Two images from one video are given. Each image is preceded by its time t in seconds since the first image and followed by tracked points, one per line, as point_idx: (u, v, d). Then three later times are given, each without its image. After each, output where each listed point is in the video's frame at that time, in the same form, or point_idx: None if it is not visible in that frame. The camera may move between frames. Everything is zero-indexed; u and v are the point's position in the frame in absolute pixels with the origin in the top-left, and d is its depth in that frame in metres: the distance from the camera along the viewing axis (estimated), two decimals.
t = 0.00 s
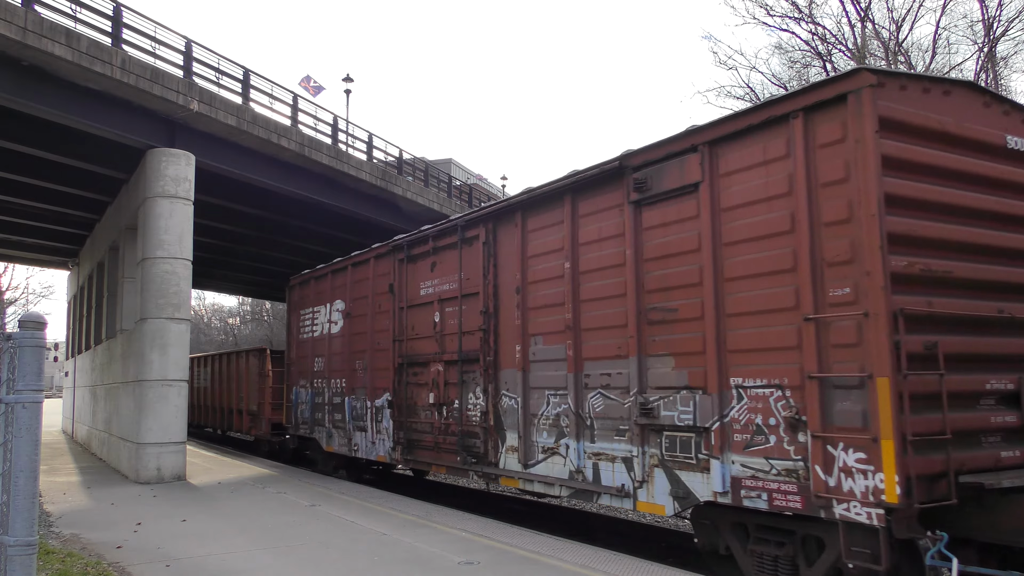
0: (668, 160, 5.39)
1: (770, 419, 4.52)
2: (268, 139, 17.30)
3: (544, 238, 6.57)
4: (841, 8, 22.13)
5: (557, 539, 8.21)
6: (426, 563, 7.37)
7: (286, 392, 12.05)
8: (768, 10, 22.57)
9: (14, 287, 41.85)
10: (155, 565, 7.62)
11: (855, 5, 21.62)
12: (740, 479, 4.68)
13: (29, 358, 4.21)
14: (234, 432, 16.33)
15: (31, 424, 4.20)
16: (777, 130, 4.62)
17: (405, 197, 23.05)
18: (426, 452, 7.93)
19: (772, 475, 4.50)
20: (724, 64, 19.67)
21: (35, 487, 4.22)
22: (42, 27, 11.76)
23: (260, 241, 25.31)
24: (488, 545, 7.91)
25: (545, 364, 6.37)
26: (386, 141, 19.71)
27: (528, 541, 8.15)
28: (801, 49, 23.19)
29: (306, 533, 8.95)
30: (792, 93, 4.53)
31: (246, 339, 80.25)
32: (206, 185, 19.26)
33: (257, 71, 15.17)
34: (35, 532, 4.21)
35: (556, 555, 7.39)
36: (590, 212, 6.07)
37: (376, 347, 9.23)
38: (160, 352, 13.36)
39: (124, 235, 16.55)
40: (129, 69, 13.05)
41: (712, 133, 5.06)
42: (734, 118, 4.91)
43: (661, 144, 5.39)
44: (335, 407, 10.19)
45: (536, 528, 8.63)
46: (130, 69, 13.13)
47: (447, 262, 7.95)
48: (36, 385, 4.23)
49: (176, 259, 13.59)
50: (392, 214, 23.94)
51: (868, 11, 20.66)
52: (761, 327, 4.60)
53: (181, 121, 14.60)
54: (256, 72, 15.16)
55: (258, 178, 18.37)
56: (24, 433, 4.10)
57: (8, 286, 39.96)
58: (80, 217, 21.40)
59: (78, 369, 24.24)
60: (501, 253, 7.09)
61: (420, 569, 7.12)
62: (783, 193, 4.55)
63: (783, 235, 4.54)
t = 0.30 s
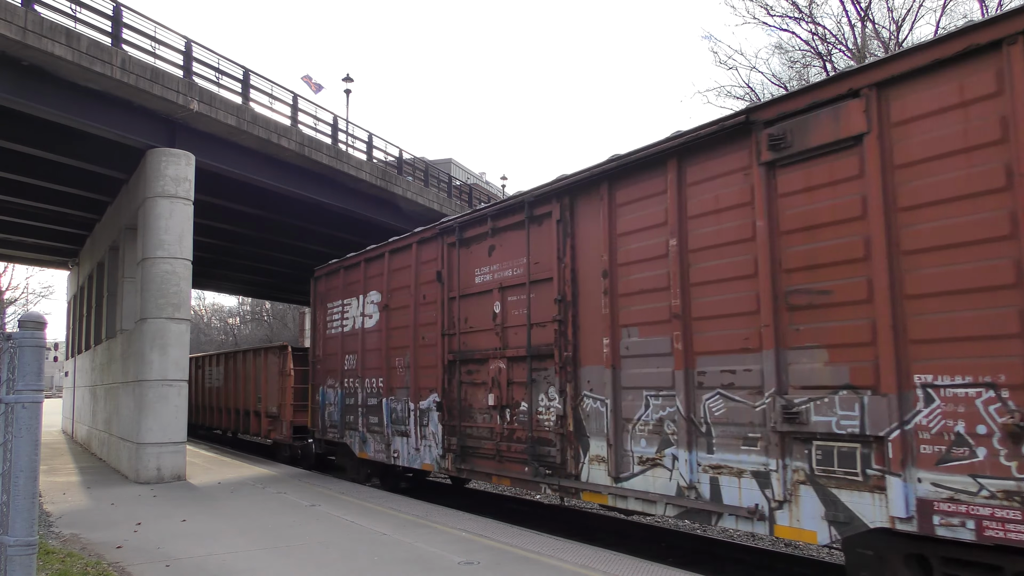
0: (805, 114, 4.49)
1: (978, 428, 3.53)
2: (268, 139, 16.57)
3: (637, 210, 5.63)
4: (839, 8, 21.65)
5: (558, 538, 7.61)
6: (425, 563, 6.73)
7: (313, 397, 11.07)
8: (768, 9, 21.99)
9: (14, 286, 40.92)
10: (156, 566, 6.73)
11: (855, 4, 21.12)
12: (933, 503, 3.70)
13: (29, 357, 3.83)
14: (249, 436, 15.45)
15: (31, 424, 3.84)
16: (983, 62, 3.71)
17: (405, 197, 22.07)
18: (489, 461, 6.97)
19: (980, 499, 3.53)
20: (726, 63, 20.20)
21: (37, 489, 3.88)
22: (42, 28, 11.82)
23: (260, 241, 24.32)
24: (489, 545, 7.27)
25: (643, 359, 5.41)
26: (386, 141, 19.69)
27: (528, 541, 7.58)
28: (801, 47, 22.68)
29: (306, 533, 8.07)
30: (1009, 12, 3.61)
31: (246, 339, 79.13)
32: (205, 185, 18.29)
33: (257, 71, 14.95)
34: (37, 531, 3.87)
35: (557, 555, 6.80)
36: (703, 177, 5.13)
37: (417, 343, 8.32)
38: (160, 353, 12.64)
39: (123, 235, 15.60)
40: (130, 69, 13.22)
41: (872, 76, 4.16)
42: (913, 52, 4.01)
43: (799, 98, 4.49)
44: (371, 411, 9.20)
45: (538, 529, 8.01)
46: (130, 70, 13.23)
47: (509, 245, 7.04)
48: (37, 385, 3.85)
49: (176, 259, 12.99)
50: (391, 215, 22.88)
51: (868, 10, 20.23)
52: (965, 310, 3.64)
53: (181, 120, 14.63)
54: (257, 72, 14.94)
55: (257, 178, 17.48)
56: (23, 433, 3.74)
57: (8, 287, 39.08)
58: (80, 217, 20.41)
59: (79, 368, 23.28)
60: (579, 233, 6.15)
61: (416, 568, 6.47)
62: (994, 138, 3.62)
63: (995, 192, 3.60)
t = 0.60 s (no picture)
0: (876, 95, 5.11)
1: None
2: (269, 139, 16.63)
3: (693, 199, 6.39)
4: (840, 7, 21.79)
5: (557, 539, 7.73)
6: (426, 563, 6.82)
7: (348, 398, 11.86)
8: (766, 9, 22.07)
9: (13, 286, 40.91)
10: (157, 566, 6.78)
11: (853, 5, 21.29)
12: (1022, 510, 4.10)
13: (29, 358, 3.87)
14: (267, 436, 15.60)
15: (31, 423, 3.87)
16: None
17: (405, 198, 22.12)
18: (566, 472, 7.34)
19: None
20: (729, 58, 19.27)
21: (37, 487, 3.92)
22: (43, 27, 11.87)
23: (260, 241, 24.39)
24: (488, 545, 7.37)
25: (781, 348, 5.45)
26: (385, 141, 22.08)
27: (528, 540, 7.69)
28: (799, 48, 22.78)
29: (304, 533, 8.14)
30: None
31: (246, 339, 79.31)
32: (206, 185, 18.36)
33: (257, 72, 16.81)
34: (36, 532, 3.92)
35: (556, 555, 6.94)
36: (766, 159, 5.82)
37: (471, 334, 8.97)
38: (160, 353, 12.69)
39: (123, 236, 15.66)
40: (130, 69, 13.28)
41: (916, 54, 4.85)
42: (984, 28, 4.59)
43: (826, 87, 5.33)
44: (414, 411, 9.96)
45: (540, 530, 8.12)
46: (131, 70, 13.29)
47: (589, 222, 7.50)
48: (37, 386, 3.89)
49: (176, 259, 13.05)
50: (392, 215, 22.94)
51: (867, 10, 20.42)
52: None
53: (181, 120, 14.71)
54: (256, 73, 16.78)
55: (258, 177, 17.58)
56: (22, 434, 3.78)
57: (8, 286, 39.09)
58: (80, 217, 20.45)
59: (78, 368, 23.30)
60: (632, 211, 6.96)
61: (417, 568, 6.55)
62: None
63: None
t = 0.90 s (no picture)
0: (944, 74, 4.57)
1: None
2: (268, 139, 16.44)
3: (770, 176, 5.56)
4: (841, 8, 21.86)
5: (559, 540, 7.54)
6: (424, 563, 6.61)
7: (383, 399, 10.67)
8: (766, 10, 22.10)
9: (15, 286, 40.78)
10: (156, 566, 6.59)
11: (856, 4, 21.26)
12: None
13: (30, 358, 3.67)
14: (290, 439, 15.14)
15: (31, 424, 3.68)
16: None
17: (405, 198, 21.94)
18: (675, 488, 5.95)
19: None
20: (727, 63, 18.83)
21: (37, 487, 3.72)
22: (42, 27, 11.66)
23: (259, 241, 24.21)
24: (488, 545, 7.14)
25: (966, 340, 4.24)
26: (386, 141, 21.99)
27: (528, 541, 7.48)
28: (800, 48, 22.77)
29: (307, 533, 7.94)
30: None
31: (246, 340, 79.10)
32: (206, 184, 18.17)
33: (256, 71, 16.66)
34: (37, 531, 3.72)
35: (557, 556, 6.73)
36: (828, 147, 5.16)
37: (542, 325, 7.64)
38: (160, 353, 12.49)
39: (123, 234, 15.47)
40: (130, 69, 13.08)
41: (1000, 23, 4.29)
42: None
43: (939, 45, 4.51)
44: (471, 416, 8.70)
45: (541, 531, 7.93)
46: (130, 70, 13.10)
47: (698, 192, 6.08)
48: (38, 385, 3.68)
49: (178, 260, 12.91)
50: (392, 215, 22.72)
51: (868, 11, 20.18)
52: None
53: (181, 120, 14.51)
54: (255, 72, 16.64)
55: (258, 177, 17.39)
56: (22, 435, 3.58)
57: (7, 287, 38.92)
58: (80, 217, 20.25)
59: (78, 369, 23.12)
60: (695, 192, 6.11)
61: (416, 567, 6.35)
62: None
63: None
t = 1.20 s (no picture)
0: None
1: None
2: (269, 139, 16.92)
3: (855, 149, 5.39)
4: (839, 8, 22.21)
5: (557, 540, 8.01)
6: (426, 562, 7.08)
7: (432, 402, 10.05)
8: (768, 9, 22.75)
9: (16, 287, 41.35)
10: (155, 566, 7.07)
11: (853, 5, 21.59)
12: None
13: (30, 357, 4.16)
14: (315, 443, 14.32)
15: (31, 423, 4.14)
16: None
17: (405, 198, 22.36)
18: (833, 509, 5.17)
19: None
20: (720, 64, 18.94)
21: (36, 487, 4.17)
22: (42, 27, 12.14)
23: (259, 241, 24.71)
24: (489, 545, 7.62)
25: None
26: (386, 142, 22.97)
27: (528, 541, 7.95)
28: (797, 48, 23.14)
29: (302, 532, 8.42)
30: None
31: (246, 339, 79.66)
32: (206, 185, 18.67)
33: (255, 72, 17.43)
34: (36, 532, 4.18)
35: (556, 556, 7.21)
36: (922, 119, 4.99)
37: (638, 313, 6.88)
38: (160, 352, 12.98)
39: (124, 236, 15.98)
40: (129, 69, 13.57)
41: None
42: None
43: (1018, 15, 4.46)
44: (546, 421, 7.91)
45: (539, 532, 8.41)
46: (130, 70, 13.58)
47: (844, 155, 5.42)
48: (36, 386, 4.17)
49: (178, 260, 13.43)
50: (391, 214, 23.18)
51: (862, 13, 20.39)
52: None
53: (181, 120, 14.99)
54: (255, 72, 17.42)
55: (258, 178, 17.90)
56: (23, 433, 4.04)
57: (9, 286, 39.49)
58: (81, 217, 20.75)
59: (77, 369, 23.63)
60: (774, 166, 5.90)
61: (417, 567, 6.80)
62: None
63: None
